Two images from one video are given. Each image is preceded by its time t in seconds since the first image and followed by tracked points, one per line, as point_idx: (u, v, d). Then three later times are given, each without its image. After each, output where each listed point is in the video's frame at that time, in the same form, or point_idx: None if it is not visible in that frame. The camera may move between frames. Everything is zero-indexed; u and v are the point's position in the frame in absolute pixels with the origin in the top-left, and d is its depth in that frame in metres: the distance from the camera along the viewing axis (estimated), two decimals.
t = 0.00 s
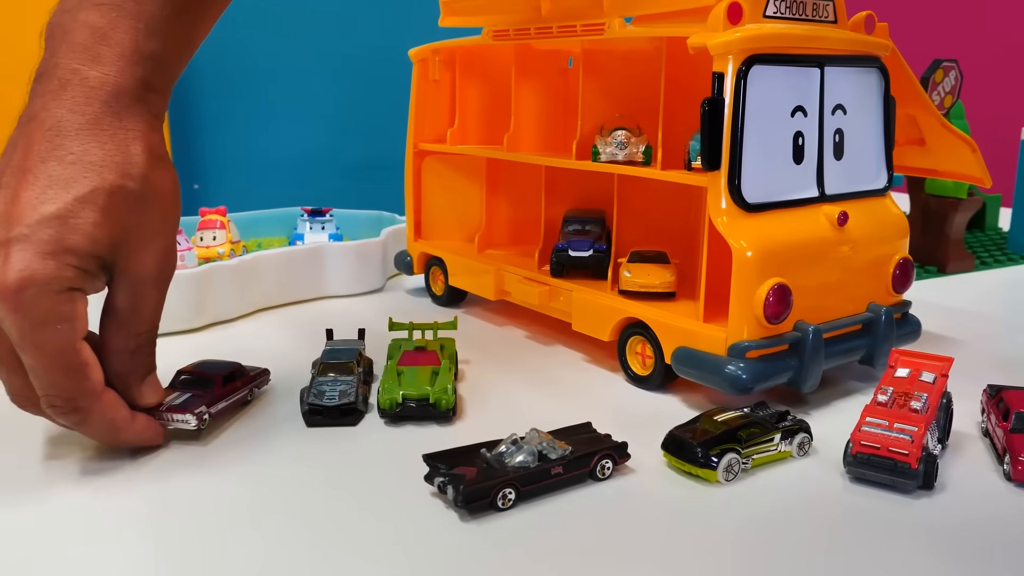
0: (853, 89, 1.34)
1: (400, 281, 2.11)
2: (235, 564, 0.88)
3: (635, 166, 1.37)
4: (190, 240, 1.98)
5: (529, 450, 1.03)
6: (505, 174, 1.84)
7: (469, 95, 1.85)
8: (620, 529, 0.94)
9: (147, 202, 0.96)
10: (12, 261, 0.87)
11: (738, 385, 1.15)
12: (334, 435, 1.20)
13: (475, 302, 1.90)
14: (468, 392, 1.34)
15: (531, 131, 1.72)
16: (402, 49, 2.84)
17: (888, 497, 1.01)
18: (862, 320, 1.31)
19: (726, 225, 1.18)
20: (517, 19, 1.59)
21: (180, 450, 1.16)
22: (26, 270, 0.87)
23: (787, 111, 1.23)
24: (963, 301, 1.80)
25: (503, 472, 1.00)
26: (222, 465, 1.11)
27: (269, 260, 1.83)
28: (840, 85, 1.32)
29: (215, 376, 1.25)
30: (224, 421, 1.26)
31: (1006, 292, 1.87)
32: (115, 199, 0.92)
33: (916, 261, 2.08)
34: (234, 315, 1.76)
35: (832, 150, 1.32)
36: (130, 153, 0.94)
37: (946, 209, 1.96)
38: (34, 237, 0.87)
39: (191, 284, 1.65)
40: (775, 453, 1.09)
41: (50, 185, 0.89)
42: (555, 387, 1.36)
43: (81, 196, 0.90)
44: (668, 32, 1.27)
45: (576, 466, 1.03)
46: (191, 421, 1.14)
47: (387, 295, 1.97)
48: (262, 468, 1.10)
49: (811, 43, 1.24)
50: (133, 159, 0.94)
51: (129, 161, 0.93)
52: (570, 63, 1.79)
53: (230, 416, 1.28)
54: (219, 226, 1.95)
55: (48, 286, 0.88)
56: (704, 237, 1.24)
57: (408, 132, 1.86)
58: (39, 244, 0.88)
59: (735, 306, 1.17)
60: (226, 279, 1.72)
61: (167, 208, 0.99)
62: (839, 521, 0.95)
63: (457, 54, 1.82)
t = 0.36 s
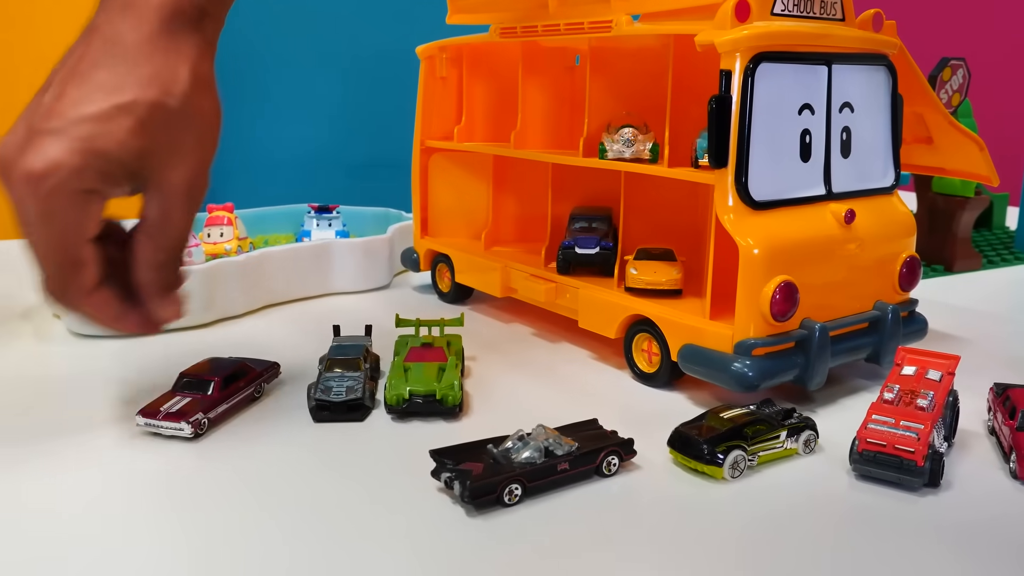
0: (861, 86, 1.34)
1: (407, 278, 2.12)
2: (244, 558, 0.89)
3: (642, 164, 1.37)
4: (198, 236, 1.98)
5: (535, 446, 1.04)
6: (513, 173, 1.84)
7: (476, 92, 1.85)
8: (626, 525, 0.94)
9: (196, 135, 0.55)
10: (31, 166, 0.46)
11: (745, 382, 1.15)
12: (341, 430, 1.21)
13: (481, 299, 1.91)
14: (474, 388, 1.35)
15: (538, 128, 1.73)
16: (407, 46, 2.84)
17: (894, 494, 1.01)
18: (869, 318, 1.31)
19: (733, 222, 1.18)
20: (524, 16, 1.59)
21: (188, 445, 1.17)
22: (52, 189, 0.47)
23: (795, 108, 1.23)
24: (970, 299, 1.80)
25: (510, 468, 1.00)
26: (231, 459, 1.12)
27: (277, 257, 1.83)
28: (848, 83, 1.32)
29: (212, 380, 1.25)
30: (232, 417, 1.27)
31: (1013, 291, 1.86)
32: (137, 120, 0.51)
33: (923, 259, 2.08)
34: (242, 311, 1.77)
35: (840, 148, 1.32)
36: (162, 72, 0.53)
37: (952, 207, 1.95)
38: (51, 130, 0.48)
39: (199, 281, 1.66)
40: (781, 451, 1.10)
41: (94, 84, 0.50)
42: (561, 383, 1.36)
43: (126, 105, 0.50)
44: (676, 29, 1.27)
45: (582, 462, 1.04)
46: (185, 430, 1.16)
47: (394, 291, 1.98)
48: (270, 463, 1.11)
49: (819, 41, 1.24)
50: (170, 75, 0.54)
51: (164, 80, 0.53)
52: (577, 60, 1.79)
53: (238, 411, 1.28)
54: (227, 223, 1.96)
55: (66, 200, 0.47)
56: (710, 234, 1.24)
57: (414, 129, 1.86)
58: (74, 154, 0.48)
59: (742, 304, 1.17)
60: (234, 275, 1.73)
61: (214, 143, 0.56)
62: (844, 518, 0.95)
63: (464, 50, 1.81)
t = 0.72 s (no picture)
0: (866, 85, 1.34)
1: (411, 276, 2.12)
2: (254, 552, 0.89)
3: (647, 162, 1.38)
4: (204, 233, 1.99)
5: (540, 442, 1.04)
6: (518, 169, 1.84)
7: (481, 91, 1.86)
8: (631, 521, 0.95)
9: (476, 66, 0.82)
10: (415, 162, 0.79)
11: (749, 379, 1.15)
12: (346, 426, 1.22)
13: (486, 296, 1.91)
14: (479, 385, 1.35)
15: (543, 125, 1.73)
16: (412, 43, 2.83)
17: (898, 492, 1.01)
18: (874, 315, 1.31)
19: (738, 220, 1.18)
20: (528, 14, 1.59)
21: (194, 441, 1.17)
22: (433, 165, 0.79)
23: (799, 107, 1.23)
24: (976, 298, 1.80)
25: (514, 463, 1.00)
26: (236, 455, 1.13)
27: (282, 253, 1.84)
28: (854, 81, 1.32)
29: (212, 379, 1.25)
30: (237, 413, 1.27)
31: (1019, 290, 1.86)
32: (444, 77, 0.80)
33: (928, 258, 2.08)
34: (248, 307, 1.78)
35: (845, 146, 1.32)
36: (432, 38, 0.81)
37: (958, 206, 1.95)
38: (416, 133, 0.79)
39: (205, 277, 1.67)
40: (785, 448, 1.10)
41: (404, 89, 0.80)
42: (566, 380, 1.36)
43: (434, 81, 0.80)
44: (681, 27, 1.27)
45: (586, 458, 1.04)
46: (185, 429, 1.16)
47: (399, 288, 1.98)
48: (277, 458, 1.12)
49: (824, 39, 1.24)
50: (438, 39, 0.81)
51: (439, 43, 0.81)
52: (582, 57, 1.79)
53: (243, 407, 1.29)
54: (232, 219, 1.97)
55: (442, 164, 0.79)
56: (715, 232, 1.24)
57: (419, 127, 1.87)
58: (426, 137, 0.79)
59: (746, 302, 1.17)
60: (239, 271, 1.74)
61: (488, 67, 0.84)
62: (847, 516, 0.96)
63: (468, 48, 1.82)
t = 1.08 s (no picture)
0: (878, 84, 1.34)
1: (422, 273, 2.13)
2: (270, 548, 0.90)
3: (658, 160, 1.38)
4: (215, 231, 2.00)
5: (551, 441, 1.05)
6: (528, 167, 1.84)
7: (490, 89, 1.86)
8: (644, 519, 0.95)
9: (507, 77, 0.82)
10: (452, 173, 0.78)
11: (761, 378, 1.15)
12: (359, 424, 1.22)
13: (496, 294, 1.92)
14: (490, 383, 1.36)
15: (553, 124, 1.73)
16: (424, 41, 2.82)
17: (909, 491, 1.01)
18: (885, 314, 1.31)
19: (749, 218, 1.18)
20: (539, 13, 1.59)
21: (207, 438, 1.18)
22: (470, 176, 0.78)
23: (811, 106, 1.23)
24: (987, 297, 1.79)
25: (527, 461, 1.01)
26: (250, 452, 1.14)
27: (293, 251, 1.85)
28: (865, 79, 1.31)
29: (225, 376, 1.26)
30: (250, 410, 1.28)
31: None
32: (479, 89, 0.79)
33: (939, 257, 2.07)
34: (259, 305, 1.79)
35: (856, 145, 1.32)
36: (465, 49, 0.81)
37: (970, 204, 1.94)
38: (455, 144, 0.78)
39: (217, 275, 1.68)
40: (796, 447, 1.10)
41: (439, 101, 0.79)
42: (576, 379, 1.37)
43: (468, 93, 0.79)
44: (693, 26, 1.27)
45: (598, 456, 1.05)
46: (199, 426, 1.17)
47: (409, 286, 1.99)
48: (291, 455, 1.13)
49: (835, 38, 1.24)
50: (471, 51, 0.81)
51: (472, 56, 0.80)
52: (593, 56, 1.79)
53: (256, 404, 1.30)
54: (243, 217, 1.97)
55: (482, 174, 0.78)
56: (726, 231, 1.25)
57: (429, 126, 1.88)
58: (463, 148, 0.78)
59: (758, 300, 1.18)
60: (251, 269, 1.75)
61: (518, 76, 0.84)
62: (858, 514, 0.96)
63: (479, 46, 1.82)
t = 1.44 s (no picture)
0: (886, 84, 1.34)
1: (429, 273, 2.14)
2: (279, 545, 0.91)
3: (666, 160, 1.38)
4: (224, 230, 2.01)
5: (559, 440, 1.05)
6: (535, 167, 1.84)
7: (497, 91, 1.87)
8: (651, 518, 0.95)
9: (529, 83, 1.09)
10: (477, 171, 1.03)
11: (768, 378, 1.16)
12: (367, 423, 1.23)
13: (504, 293, 1.92)
14: (497, 383, 1.36)
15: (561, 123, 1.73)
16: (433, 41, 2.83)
17: (916, 492, 1.01)
18: (893, 315, 1.31)
19: (757, 219, 1.18)
20: (548, 13, 1.60)
21: (216, 437, 1.19)
22: (492, 175, 1.03)
23: (820, 106, 1.23)
24: (996, 298, 1.79)
25: (533, 461, 1.01)
26: (258, 450, 1.15)
27: (301, 251, 1.85)
28: (874, 80, 1.31)
29: (233, 375, 1.26)
30: (258, 409, 1.29)
31: None
32: (506, 91, 1.06)
33: (947, 258, 2.07)
34: (268, 304, 1.80)
35: (865, 146, 1.32)
36: (496, 58, 1.06)
37: (978, 205, 1.94)
38: (481, 143, 1.03)
39: (226, 274, 1.69)
40: (803, 448, 1.10)
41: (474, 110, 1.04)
42: (583, 378, 1.37)
43: (497, 95, 1.05)
44: (701, 26, 1.27)
45: (605, 456, 1.05)
46: (207, 424, 1.17)
47: (416, 286, 2.00)
48: (299, 454, 1.14)
49: (843, 39, 1.24)
50: (502, 60, 1.07)
51: (501, 60, 1.06)
52: (600, 56, 1.79)
53: (263, 403, 1.31)
54: (252, 217, 1.98)
55: (505, 176, 1.04)
56: (733, 232, 1.25)
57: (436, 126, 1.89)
58: (488, 149, 1.03)
59: (765, 301, 1.18)
60: (259, 269, 1.76)
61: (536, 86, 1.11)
62: (865, 515, 0.96)
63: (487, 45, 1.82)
